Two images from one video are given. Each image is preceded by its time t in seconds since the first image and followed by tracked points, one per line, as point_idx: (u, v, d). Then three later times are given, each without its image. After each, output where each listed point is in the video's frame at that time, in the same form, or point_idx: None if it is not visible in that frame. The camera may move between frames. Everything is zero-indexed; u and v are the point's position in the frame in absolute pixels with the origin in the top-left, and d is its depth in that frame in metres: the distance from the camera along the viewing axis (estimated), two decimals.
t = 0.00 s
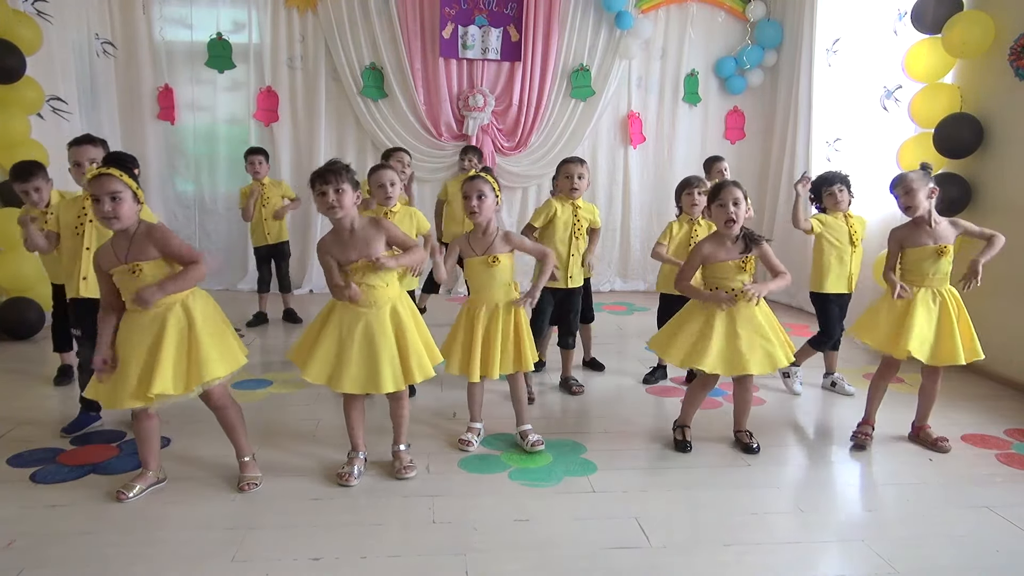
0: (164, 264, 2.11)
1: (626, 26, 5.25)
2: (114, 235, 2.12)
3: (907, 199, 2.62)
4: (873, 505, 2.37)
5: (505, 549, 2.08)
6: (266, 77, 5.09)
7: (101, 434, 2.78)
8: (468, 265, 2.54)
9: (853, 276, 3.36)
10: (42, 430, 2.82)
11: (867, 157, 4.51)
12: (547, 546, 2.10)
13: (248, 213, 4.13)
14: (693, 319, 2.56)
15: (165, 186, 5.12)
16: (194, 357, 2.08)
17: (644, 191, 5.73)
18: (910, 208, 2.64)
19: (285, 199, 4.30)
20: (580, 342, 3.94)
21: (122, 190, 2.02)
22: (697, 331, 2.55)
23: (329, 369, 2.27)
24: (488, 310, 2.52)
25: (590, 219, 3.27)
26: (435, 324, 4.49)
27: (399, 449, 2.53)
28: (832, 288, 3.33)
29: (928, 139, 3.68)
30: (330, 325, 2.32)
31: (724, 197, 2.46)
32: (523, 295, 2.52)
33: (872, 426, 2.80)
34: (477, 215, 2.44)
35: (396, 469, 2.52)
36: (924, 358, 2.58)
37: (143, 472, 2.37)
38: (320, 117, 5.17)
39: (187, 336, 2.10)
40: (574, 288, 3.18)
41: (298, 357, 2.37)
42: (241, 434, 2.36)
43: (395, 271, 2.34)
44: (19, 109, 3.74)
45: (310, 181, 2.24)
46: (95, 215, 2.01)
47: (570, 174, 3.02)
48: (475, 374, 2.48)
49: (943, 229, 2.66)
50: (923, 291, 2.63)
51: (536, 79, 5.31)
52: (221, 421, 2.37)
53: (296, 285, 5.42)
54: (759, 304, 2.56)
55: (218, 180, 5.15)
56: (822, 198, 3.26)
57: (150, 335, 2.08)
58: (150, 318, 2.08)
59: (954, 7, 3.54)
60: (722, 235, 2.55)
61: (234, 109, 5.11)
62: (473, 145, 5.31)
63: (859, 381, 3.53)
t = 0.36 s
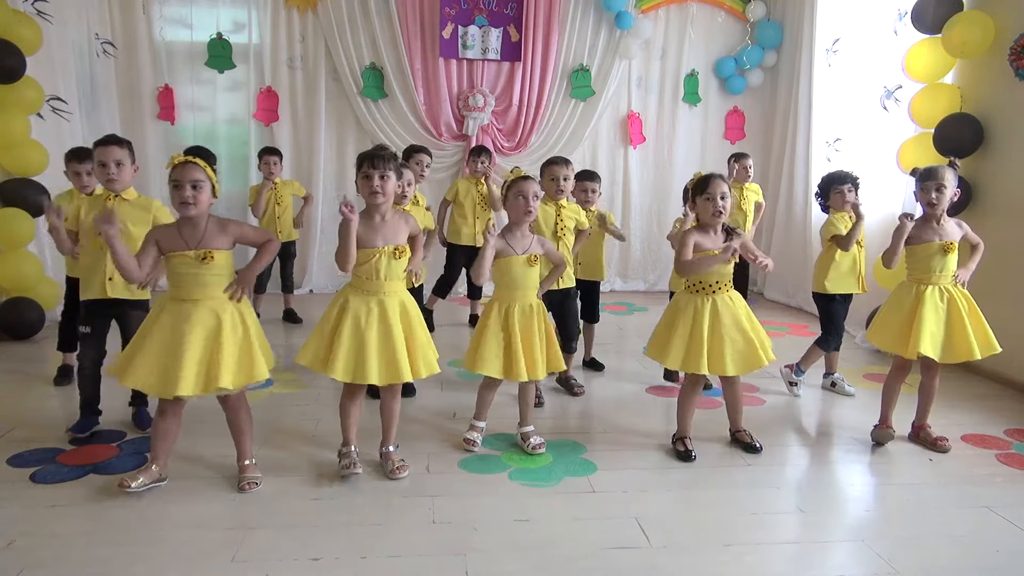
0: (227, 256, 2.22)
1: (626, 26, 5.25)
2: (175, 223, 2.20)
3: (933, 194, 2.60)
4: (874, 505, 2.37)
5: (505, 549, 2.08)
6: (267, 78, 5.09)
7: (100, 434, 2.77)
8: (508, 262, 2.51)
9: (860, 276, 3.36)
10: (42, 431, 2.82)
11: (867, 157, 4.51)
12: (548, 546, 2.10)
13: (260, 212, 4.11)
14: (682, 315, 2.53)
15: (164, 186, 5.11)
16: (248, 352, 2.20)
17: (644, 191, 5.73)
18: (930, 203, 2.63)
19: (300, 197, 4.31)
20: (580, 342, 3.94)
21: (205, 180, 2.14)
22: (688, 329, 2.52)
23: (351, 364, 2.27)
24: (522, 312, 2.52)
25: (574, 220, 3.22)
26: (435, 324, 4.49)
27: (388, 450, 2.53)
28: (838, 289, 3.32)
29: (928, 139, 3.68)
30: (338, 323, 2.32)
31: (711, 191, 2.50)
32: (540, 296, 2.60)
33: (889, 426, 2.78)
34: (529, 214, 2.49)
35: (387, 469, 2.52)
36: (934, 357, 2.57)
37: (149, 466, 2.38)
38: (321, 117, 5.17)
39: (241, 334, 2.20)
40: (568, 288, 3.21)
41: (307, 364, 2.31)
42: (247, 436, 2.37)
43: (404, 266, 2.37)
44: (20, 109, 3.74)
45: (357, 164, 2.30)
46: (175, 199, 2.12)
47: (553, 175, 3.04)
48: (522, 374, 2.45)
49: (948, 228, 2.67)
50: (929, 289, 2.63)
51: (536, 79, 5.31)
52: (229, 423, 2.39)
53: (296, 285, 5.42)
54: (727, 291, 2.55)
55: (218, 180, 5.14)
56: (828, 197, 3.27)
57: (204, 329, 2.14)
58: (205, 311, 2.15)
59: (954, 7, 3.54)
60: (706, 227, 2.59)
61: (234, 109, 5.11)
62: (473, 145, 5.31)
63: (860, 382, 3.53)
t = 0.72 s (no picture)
0: (259, 267, 2.25)
1: (626, 27, 5.25)
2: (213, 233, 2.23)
3: (937, 202, 2.59)
4: (874, 505, 2.37)
5: (505, 549, 2.08)
6: (267, 78, 5.10)
7: (99, 435, 2.77)
8: (520, 261, 2.53)
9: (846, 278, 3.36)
10: (41, 431, 2.81)
11: (867, 157, 4.51)
12: (547, 546, 2.11)
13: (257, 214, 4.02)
14: (677, 312, 2.52)
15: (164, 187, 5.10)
16: (271, 351, 2.23)
17: (644, 192, 5.73)
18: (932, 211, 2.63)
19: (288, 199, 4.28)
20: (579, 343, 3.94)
21: (248, 188, 2.18)
22: (684, 327, 2.50)
23: (342, 366, 2.27)
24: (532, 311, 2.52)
25: (576, 219, 3.24)
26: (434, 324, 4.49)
27: (388, 450, 2.54)
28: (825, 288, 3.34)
29: (928, 139, 3.67)
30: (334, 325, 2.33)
31: (697, 193, 2.51)
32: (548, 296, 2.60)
33: (889, 434, 2.75)
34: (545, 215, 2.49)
35: (387, 469, 2.52)
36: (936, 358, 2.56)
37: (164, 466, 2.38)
38: (321, 117, 5.17)
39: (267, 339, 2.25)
40: (569, 289, 3.22)
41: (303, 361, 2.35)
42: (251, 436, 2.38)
43: (401, 270, 2.37)
44: (19, 109, 3.73)
45: (369, 166, 2.30)
46: (218, 205, 2.16)
47: (554, 175, 3.03)
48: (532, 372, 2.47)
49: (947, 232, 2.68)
50: (929, 290, 2.63)
51: (536, 79, 5.31)
52: (234, 426, 2.39)
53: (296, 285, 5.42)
54: (721, 288, 2.55)
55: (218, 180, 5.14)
56: (825, 196, 3.25)
57: (229, 333, 2.16)
58: (229, 316, 2.16)
59: (954, 8, 3.54)
60: (695, 227, 2.61)
61: (234, 109, 5.11)
62: (473, 145, 5.31)
63: (860, 382, 3.53)
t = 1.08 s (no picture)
0: (259, 262, 2.26)
1: (626, 28, 5.25)
2: (211, 224, 2.23)
3: (937, 207, 2.60)
4: (873, 506, 2.37)
5: (505, 550, 2.08)
6: (267, 79, 5.10)
7: (98, 436, 2.77)
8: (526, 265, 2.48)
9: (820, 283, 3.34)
10: (41, 432, 2.81)
11: (866, 158, 4.51)
12: (547, 547, 2.11)
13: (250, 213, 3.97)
14: (677, 313, 2.53)
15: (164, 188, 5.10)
16: (271, 347, 2.22)
17: (644, 192, 5.73)
18: (933, 215, 2.63)
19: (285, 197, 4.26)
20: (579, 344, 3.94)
21: (249, 187, 2.17)
22: (686, 330, 2.50)
23: (339, 362, 2.28)
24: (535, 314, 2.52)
25: (585, 223, 3.21)
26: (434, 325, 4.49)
27: (388, 452, 2.53)
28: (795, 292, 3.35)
29: (927, 139, 3.67)
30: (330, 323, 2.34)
31: (703, 191, 2.51)
32: (551, 297, 2.59)
33: (889, 435, 2.75)
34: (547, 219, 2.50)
35: (386, 470, 2.52)
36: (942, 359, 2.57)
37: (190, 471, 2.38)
38: (321, 118, 5.18)
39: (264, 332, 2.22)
40: (571, 291, 3.21)
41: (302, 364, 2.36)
42: (251, 438, 2.37)
43: (397, 267, 2.37)
44: (20, 110, 3.74)
45: (364, 164, 2.31)
46: (218, 204, 2.16)
47: (564, 177, 3.04)
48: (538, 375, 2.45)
49: (947, 234, 2.69)
50: (931, 293, 2.62)
51: (536, 80, 5.31)
52: (236, 425, 2.39)
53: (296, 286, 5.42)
54: (720, 291, 2.55)
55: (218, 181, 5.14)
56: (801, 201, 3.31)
57: (228, 327, 2.16)
58: (228, 310, 2.17)
59: (953, 9, 3.54)
60: (700, 227, 2.60)
61: (234, 110, 5.11)
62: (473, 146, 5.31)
63: (860, 382, 3.53)
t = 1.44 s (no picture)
0: (257, 256, 2.26)
1: (625, 28, 5.25)
2: (206, 220, 2.23)
3: (940, 213, 2.58)
4: (873, 506, 2.37)
5: (506, 551, 2.08)
6: (266, 80, 5.09)
7: (98, 436, 2.77)
8: (515, 267, 2.49)
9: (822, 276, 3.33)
10: (40, 433, 2.81)
11: (866, 159, 4.51)
12: (547, 547, 2.11)
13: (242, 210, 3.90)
14: (687, 315, 2.52)
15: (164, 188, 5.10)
16: (274, 346, 2.23)
17: (644, 193, 5.73)
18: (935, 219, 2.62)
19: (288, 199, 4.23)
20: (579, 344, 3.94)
21: (241, 178, 2.19)
22: (694, 330, 2.50)
23: (343, 363, 2.29)
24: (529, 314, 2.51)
25: (592, 223, 3.23)
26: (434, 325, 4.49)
27: (388, 452, 2.53)
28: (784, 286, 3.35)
29: (927, 139, 3.68)
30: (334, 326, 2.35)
31: (709, 191, 2.48)
32: (549, 298, 2.61)
33: (886, 427, 2.79)
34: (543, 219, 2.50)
35: (386, 470, 2.52)
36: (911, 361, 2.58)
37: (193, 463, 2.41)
38: (321, 119, 5.18)
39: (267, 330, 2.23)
40: (578, 292, 3.17)
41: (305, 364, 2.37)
42: (251, 437, 2.37)
43: (399, 270, 2.36)
44: (19, 111, 3.74)
45: (363, 165, 2.31)
46: (212, 197, 2.16)
47: (575, 177, 2.97)
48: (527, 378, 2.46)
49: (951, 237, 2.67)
50: (920, 293, 2.63)
51: (536, 81, 5.31)
52: (236, 423, 2.39)
53: (296, 286, 5.41)
54: (729, 292, 2.56)
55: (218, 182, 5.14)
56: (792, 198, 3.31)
57: (231, 325, 2.16)
58: (231, 307, 2.17)
59: (952, 9, 3.55)
60: (704, 228, 2.58)
61: (235, 110, 5.11)
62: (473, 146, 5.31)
63: (861, 383, 3.53)
